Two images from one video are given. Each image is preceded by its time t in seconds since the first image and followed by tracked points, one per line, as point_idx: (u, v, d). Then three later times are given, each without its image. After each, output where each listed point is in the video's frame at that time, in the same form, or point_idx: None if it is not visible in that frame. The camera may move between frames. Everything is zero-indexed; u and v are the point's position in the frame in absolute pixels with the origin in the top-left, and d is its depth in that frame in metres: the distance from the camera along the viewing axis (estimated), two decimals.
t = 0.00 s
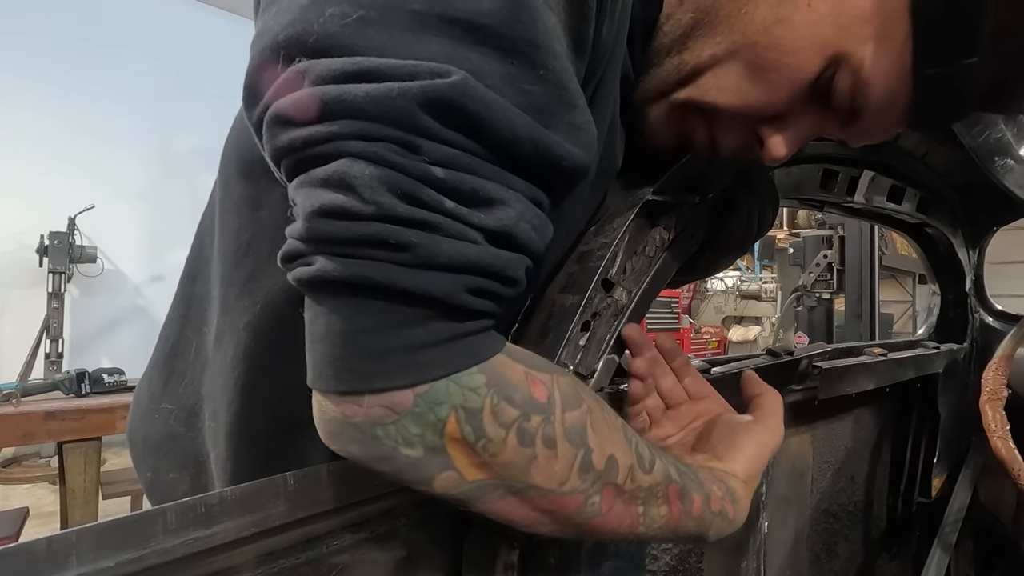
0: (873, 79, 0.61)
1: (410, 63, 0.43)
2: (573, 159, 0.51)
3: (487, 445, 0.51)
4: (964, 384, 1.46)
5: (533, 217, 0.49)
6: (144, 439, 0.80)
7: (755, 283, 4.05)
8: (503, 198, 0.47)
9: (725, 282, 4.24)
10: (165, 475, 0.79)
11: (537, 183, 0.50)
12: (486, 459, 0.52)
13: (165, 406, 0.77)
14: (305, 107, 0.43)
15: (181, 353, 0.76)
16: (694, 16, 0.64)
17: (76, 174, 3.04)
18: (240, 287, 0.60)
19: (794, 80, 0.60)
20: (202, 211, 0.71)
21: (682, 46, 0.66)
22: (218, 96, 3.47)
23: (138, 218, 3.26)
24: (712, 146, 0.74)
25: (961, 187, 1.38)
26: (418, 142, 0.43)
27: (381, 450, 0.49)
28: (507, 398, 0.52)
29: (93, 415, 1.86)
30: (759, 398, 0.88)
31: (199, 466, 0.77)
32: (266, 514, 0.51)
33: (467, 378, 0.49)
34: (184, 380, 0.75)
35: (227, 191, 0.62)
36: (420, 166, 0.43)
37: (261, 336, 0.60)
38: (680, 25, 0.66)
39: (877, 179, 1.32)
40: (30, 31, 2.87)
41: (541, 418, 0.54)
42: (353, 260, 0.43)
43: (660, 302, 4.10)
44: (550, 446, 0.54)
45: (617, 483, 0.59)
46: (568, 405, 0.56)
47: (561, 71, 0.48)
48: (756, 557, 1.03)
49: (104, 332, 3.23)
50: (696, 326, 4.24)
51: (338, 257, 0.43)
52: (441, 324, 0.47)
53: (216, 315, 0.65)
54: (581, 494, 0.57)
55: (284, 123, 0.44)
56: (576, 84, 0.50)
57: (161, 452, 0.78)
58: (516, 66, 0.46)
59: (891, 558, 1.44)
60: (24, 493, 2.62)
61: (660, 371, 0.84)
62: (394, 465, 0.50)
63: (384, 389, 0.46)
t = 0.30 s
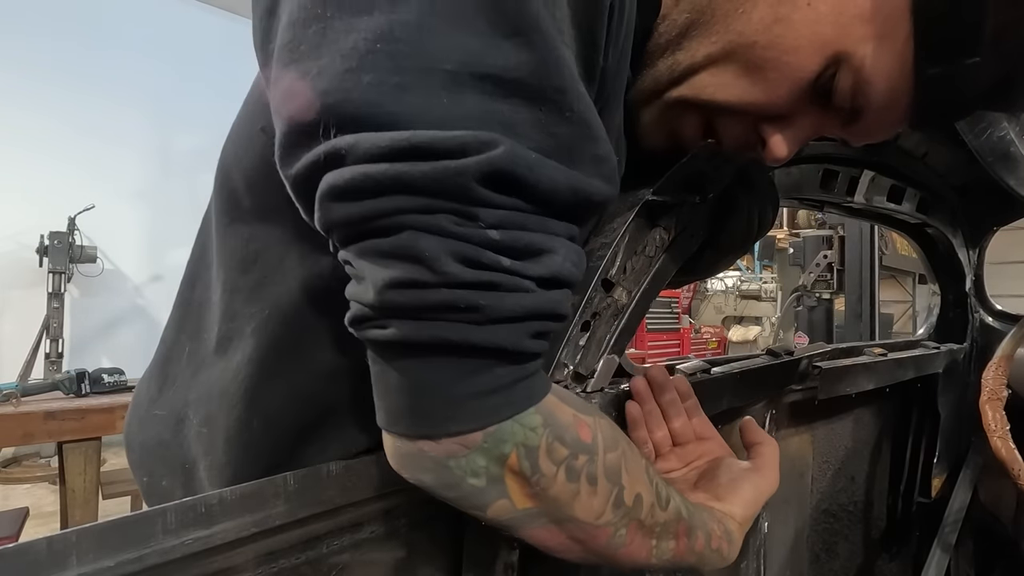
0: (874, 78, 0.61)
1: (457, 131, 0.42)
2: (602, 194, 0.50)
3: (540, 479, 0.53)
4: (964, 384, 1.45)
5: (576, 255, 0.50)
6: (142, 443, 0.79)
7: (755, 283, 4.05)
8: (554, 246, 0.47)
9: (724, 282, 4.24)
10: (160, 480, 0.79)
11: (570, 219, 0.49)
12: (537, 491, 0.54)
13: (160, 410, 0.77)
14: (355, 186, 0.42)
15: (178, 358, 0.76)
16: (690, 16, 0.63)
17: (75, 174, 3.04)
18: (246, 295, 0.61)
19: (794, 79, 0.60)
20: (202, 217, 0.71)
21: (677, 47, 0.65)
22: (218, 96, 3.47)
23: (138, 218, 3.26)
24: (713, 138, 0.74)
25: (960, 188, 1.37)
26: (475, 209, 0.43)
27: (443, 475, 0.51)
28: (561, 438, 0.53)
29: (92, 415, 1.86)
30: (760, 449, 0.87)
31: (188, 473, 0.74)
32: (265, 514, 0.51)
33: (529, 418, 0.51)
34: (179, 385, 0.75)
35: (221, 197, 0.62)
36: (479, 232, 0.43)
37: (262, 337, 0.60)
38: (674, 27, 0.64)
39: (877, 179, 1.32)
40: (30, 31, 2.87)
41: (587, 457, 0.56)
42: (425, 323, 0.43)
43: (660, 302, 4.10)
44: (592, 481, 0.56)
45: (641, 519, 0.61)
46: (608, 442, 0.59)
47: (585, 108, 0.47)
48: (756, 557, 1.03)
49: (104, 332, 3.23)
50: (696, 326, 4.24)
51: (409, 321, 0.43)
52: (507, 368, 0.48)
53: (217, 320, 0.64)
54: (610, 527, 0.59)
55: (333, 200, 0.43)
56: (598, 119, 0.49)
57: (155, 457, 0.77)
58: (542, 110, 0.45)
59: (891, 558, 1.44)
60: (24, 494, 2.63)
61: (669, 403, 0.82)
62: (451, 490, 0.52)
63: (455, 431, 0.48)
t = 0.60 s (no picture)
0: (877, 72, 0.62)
1: (377, 123, 0.43)
2: (549, 201, 0.51)
3: (452, 479, 0.51)
4: (964, 385, 1.45)
5: (506, 260, 0.50)
6: (142, 445, 0.80)
7: (755, 283, 4.05)
8: (472, 249, 0.47)
9: (725, 282, 4.24)
10: (161, 481, 0.79)
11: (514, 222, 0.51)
12: (451, 490, 0.52)
13: (161, 412, 0.77)
14: (282, 165, 0.43)
15: (178, 360, 0.76)
16: (692, 13, 0.64)
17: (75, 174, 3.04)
18: (234, 297, 0.60)
19: (795, 78, 0.60)
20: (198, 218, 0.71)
21: (681, 44, 0.66)
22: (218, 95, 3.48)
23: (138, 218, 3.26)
24: (712, 144, 0.74)
25: (961, 188, 1.38)
26: (389, 204, 0.43)
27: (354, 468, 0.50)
28: (475, 439, 0.52)
29: (93, 415, 1.86)
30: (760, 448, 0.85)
31: (192, 475, 0.75)
32: (265, 514, 0.52)
33: (436, 416, 0.50)
34: (181, 387, 0.75)
35: (214, 197, 0.61)
36: (390, 226, 0.43)
37: (254, 341, 0.59)
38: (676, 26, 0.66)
39: (877, 179, 1.33)
40: (30, 31, 2.87)
41: (507, 458, 0.54)
42: (330, 310, 0.43)
43: (660, 302, 4.10)
44: (512, 484, 0.54)
45: (576, 522, 0.59)
46: (536, 444, 0.56)
47: (535, 115, 0.48)
48: (756, 557, 1.03)
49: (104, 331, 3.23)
50: (696, 326, 4.24)
51: (316, 306, 0.44)
52: (414, 367, 0.47)
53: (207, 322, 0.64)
54: (538, 529, 0.57)
55: (268, 184, 0.44)
56: (553, 127, 0.50)
57: (157, 459, 0.78)
58: (488, 115, 0.47)
59: (891, 558, 1.44)
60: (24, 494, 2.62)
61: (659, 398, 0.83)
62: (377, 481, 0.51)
63: (359, 423, 0.47)
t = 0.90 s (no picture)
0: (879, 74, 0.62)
1: (388, 135, 0.43)
2: (556, 204, 0.51)
3: (475, 484, 0.52)
4: (964, 385, 1.45)
5: (518, 266, 0.50)
6: (137, 446, 0.80)
7: (755, 283, 4.05)
8: (487, 257, 0.47)
9: (724, 282, 4.24)
10: (157, 481, 0.79)
11: (521, 222, 0.51)
12: (474, 495, 0.52)
13: (157, 413, 0.78)
14: (292, 181, 0.43)
15: (175, 361, 0.77)
16: (693, 10, 0.63)
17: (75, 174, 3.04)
18: (231, 297, 0.59)
19: (795, 77, 0.60)
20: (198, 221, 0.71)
21: (680, 42, 0.66)
22: (218, 96, 3.48)
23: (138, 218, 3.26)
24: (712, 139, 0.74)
25: (960, 187, 1.37)
26: (404, 215, 0.43)
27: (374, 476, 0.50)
28: (496, 445, 0.52)
29: (93, 416, 1.86)
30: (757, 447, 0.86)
31: (188, 477, 0.76)
32: (266, 514, 0.52)
33: (458, 424, 0.50)
34: (178, 388, 0.76)
35: (212, 198, 0.61)
36: (406, 238, 0.43)
37: (251, 340, 0.59)
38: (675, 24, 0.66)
39: (877, 179, 1.33)
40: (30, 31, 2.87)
41: (526, 462, 0.54)
42: (348, 324, 0.43)
43: (660, 302, 4.09)
44: (533, 488, 0.54)
45: (592, 520, 0.60)
46: (553, 446, 0.56)
47: (541, 116, 0.48)
48: (756, 557, 1.03)
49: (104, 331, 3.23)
50: (696, 326, 4.24)
51: (333, 321, 0.44)
52: (434, 376, 0.47)
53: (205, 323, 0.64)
54: (556, 529, 0.57)
55: (279, 203, 0.44)
56: (559, 128, 0.50)
57: (152, 459, 0.78)
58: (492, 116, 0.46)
59: (891, 558, 1.44)
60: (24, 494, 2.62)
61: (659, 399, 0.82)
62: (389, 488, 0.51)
63: (384, 435, 0.47)
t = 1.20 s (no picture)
0: (881, 83, 0.62)
1: (392, 139, 0.43)
2: (559, 209, 0.51)
3: (474, 486, 0.52)
4: (964, 385, 1.45)
5: (521, 270, 0.50)
6: (138, 446, 0.80)
7: (755, 283, 4.05)
8: (490, 262, 0.47)
9: (724, 282, 4.24)
10: (158, 481, 0.79)
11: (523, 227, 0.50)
12: (473, 497, 0.52)
13: (158, 413, 0.78)
14: (295, 183, 0.43)
15: (176, 361, 0.77)
16: (694, 17, 0.63)
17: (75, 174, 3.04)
18: (235, 297, 0.59)
19: (797, 83, 0.61)
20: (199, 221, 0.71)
21: (682, 48, 0.66)
22: (218, 95, 3.48)
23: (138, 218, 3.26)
24: (715, 143, 0.74)
25: (960, 188, 1.38)
26: (407, 219, 0.44)
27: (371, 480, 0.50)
28: (495, 445, 0.52)
29: (93, 415, 1.86)
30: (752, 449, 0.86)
31: (190, 476, 0.76)
32: (266, 514, 0.52)
33: (457, 426, 0.50)
34: (179, 388, 0.76)
35: (213, 199, 0.61)
36: (409, 242, 0.44)
37: (254, 341, 0.59)
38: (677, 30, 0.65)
39: (877, 179, 1.33)
40: (30, 31, 2.87)
41: (526, 462, 0.54)
42: (349, 327, 0.43)
43: (660, 302, 4.09)
44: (534, 487, 0.54)
45: (597, 516, 0.59)
46: (553, 444, 0.56)
47: (547, 122, 0.48)
48: (756, 557, 1.03)
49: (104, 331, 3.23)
50: (696, 325, 4.24)
51: (335, 323, 0.44)
52: (434, 379, 0.47)
53: (206, 323, 0.64)
54: (560, 527, 0.57)
55: (282, 204, 0.44)
56: (564, 132, 0.50)
57: (153, 459, 0.78)
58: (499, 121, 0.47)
59: (891, 558, 1.44)
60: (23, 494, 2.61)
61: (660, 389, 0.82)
62: (391, 491, 0.51)
63: (385, 438, 0.47)
